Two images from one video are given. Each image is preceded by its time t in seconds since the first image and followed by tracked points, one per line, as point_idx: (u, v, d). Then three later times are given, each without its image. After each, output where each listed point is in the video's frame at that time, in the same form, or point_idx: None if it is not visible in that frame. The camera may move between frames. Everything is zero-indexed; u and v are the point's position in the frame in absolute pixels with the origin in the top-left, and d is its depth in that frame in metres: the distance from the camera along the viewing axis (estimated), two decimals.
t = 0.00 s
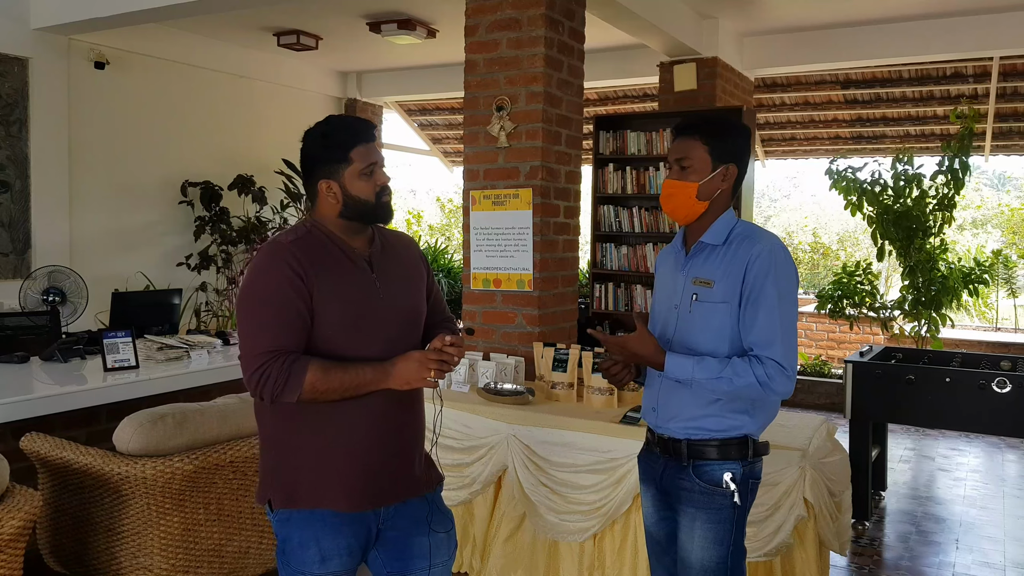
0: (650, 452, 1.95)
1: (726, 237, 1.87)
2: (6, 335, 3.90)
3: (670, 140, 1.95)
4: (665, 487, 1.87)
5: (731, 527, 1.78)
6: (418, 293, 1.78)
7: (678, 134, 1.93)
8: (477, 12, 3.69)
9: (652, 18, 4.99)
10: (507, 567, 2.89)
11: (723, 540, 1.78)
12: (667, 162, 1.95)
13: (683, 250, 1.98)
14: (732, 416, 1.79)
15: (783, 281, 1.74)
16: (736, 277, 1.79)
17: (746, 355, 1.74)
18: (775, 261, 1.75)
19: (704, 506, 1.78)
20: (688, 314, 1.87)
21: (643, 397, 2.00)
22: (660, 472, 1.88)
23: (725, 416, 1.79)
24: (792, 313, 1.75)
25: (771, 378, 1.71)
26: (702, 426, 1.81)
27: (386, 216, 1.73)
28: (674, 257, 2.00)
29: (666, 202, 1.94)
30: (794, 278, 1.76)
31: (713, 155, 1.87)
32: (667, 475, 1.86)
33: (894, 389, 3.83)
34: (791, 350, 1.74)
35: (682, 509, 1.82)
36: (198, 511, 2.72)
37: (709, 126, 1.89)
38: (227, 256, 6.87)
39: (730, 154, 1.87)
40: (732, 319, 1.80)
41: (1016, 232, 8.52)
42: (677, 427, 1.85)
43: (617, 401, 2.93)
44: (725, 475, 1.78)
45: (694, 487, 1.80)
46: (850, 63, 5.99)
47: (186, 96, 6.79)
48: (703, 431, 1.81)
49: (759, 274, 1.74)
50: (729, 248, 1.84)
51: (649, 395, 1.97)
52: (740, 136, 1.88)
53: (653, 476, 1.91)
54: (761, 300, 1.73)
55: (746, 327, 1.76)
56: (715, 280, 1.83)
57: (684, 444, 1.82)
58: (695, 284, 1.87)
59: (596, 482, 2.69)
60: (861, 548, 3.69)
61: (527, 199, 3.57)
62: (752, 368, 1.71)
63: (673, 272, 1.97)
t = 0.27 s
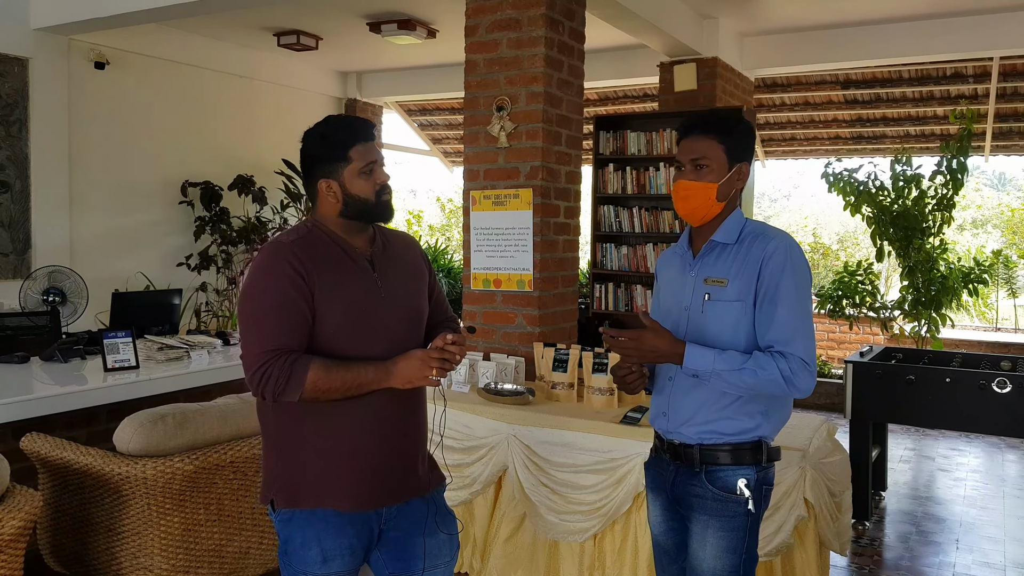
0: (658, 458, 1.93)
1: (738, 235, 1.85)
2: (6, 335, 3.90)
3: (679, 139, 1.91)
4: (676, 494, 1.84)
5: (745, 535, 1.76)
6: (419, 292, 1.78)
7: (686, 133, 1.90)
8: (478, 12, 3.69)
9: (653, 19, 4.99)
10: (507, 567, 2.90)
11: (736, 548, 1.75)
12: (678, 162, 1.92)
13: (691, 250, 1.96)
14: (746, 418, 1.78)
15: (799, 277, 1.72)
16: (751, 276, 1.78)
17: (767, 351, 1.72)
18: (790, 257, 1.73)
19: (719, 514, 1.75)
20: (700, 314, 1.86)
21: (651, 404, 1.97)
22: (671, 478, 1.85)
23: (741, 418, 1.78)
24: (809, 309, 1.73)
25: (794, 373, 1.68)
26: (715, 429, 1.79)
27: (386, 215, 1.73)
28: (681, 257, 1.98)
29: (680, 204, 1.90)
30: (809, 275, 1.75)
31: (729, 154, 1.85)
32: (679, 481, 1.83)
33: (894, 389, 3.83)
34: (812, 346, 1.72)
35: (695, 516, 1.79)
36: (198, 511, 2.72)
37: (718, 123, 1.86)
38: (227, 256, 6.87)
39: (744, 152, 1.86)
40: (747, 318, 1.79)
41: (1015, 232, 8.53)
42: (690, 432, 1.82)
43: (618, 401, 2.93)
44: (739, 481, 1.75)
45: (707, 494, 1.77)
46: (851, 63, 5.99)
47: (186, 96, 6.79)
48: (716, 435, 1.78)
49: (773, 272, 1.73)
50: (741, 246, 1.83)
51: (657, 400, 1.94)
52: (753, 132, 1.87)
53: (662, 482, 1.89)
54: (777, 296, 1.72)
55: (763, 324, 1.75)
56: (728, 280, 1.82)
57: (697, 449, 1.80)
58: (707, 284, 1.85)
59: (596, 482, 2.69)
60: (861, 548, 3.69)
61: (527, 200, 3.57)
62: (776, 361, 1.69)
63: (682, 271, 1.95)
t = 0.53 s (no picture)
0: (666, 464, 1.92)
1: (749, 236, 1.83)
2: (6, 335, 3.89)
3: (681, 137, 1.92)
4: (685, 502, 1.83)
5: (758, 543, 1.74)
6: (419, 291, 1.77)
7: (686, 131, 1.91)
8: (478, 11, 3.68)
9: (653, 19, 4.99)
10: (507, 567, 2.89)
11: (750, 557, 1.74)
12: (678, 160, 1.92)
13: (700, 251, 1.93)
14: (754, 422, 1.76)
15: (822, 277, 1.69)
16: (765, 276, 1.75)
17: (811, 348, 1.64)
18: (809, 257, 1.71)
19: (730, 523, 1.74)
20: (711, 316, 1.82)
21: (658, 406, 1.96)
22: (680, 486, 1.84)
23: (751, 423, 1.76)
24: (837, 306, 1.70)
25: (846, 369, 1.61)
26: (724, 434, 1.77)
27: (383, 214, 1.72)
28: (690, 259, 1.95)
29: (677, 201, 1.90)
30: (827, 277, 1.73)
31: (722, 147, 1.84)
32: (688, 489, 1.82)
33: (894, 389, 3.83)
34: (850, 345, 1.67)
35: (706, 525, 1.78)
36: (198, 511, 2.71)
37: (718, 119, 1.86)
38: (227, 255, 6.87)
39: (741, 144, 1.84)
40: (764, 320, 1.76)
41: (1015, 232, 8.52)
42: (698, 437, 1.80)
43: (618, 401, 2.93)
44: (750, 489, 1.74)
45: (718, 502, 1.76)
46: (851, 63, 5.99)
47: (186, 96, 6.79)
48: (724, 440, 1.76)
49: (794, 272, 1.70)
50: (754, 247, 1.81)
51: (664, 404, 1.93)
52: (751, 124, 1.84)
53: (670, 490, 1.88)
54: (806, 296, 1.68)
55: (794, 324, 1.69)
56: (740, 282, 1.79)
57: (704, 455, 1.78)
58: (717, 285, 1.83)
59: (596, 482, 2.69)
60: (861, 548, 3.69)
61: (527, 199, 3.56)
62: (827, 356, 1.61)
63: (690, 274, 1.92)
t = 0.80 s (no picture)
0: (673, 468, 1.92)
1: (757, 237, 1.81)
2: (5, 335, 3.89)
3: (691, 136, 1.92)
4: (690, 506, 1.83)
5: (763, 552, 1.73)
6: (417, 291, 1.77)
7: (696, 129, 1.90)
8: (478, 11, 3.68)
9: (653, 19, 4.98)
10: (507, 568, 2.89)
11: (753, 565, 1.72)
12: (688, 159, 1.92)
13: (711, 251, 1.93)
14: (759, 428, 1.75)
15: (820, 281, 1.67)
16: (768, 280, 1.74)
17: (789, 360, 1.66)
18: (812, 259, 1.68)
19: (734, 530, 1.73)
20: (717, 318, 1.82)
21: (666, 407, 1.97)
22: (685, 490, 1.84)
23: (756, 430, 1.75)
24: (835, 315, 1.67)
25: (819, 385, 1.62)
26: (728, 439, 1.76)
27: (381, 213, 1.71)
28: (702, 259, 1.95)
29: (686, 200, 1.90)
30: (835, 278, 1.70)
31: (731, 146, 1.83)
32: (693, 493, 1.82)
33: (894, 389, 3.83)
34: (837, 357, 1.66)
35: (710, 530, 1.77)
36: (198, 511, 2.71)
37: (728, 117, 1.84)
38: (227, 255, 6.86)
39: (751, 143, 1.83)
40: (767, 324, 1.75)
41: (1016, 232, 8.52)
42: (702, 441, 1.80)
43: (618, 401, 2.93)
44: (755, 496, 1.73)
45: (722, 508, 1.76)
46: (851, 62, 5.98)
47: (186, 96, 6.78)
48: (729, 446, 1.76)
49: (794, 275, 1.69)
50: (759, 248, 1.79)
51: (672, 406, 1.93)
52: (762, 122, 1.83)
53: (676, 493, 1.88)
54: (800, 303, 1.67)
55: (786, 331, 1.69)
56: (745, 284, 1.78)
57: (709, 461, 1.78)
58: (724, 288, 1.82)
59: (597, 482, 2.68)
60: (861, 548, 3.69)
61: (528, 199, 3.56)
62: (799, 371, 1.63)
63: (700, 274, 1.92)
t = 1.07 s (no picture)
0: (679, 468, 1.92)
1: (764, 238, 1.80)
2: (5, 335, 3.89)
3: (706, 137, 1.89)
4: (690, 506, 1.84)
5: (757, 558, 1.71)
6: (415, 291, 1.77)
7: (712, 131, 1.88)
8: (478, 11, 3.68)
9: (653, 19, 4.98)
10: (507, 568, 2.89)
11: (746, 570, 1.71)
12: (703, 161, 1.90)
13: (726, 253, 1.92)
14: (757, 433, 1.73)
15: (806, 278, 1.65)
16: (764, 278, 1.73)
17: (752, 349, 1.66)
18: (805, 257, 1.67)
19: (727, 534, 1.73)
20: (719, 317, 1.83)
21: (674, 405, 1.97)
22: (686, 490, 1.85)
23: (753, 434, 1.73)
24: (816, 313, 1.64)
25: (769, 377, 1.61)
26: (724, 442, 1.76)
27: (379, 212, 1.71)
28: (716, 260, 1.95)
29: (701, 204, 1.89)
30: (827, 277, 1.68)
31: (749, 150, 1.81)
32: (693, 494, 1.83)
33: (894, 389, 3.83)
34: (807, 356, 1.62)
35: (707, 533, 1.77)
36: (197, 511, 2.71)
37: (745, 120, 1.81)
38: (227, 255, 6.86)
39: (769, 148, 1.80)
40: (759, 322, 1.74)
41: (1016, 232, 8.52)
42: (701, 442, 1.81)
43: (617, 401, 2.92)
44: (749, 501, 1.72)
45: (716, 511, 1.75)
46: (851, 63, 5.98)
47: (186, 96, 6.78)
48: (725, 448, 1.76)
49: (783, 271, 1.68)
50: (765, 250, 1.78)
51: (678, 405, 1.94)
52: (781, 126, 1.80)
53: (679, 493, 1.89)
54: (778, 295, 1.67)
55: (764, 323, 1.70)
56: (745, 284, 1.78)
57: (706, 462, 1.79)
58: (727, 288, 1.82)
59: (597, 483, 2.68)
60: (861, 548, 3.69)
61: (528, 199, 3.56)
62: (752, 358, 1.64)
63: (712, 275, 1.92)
